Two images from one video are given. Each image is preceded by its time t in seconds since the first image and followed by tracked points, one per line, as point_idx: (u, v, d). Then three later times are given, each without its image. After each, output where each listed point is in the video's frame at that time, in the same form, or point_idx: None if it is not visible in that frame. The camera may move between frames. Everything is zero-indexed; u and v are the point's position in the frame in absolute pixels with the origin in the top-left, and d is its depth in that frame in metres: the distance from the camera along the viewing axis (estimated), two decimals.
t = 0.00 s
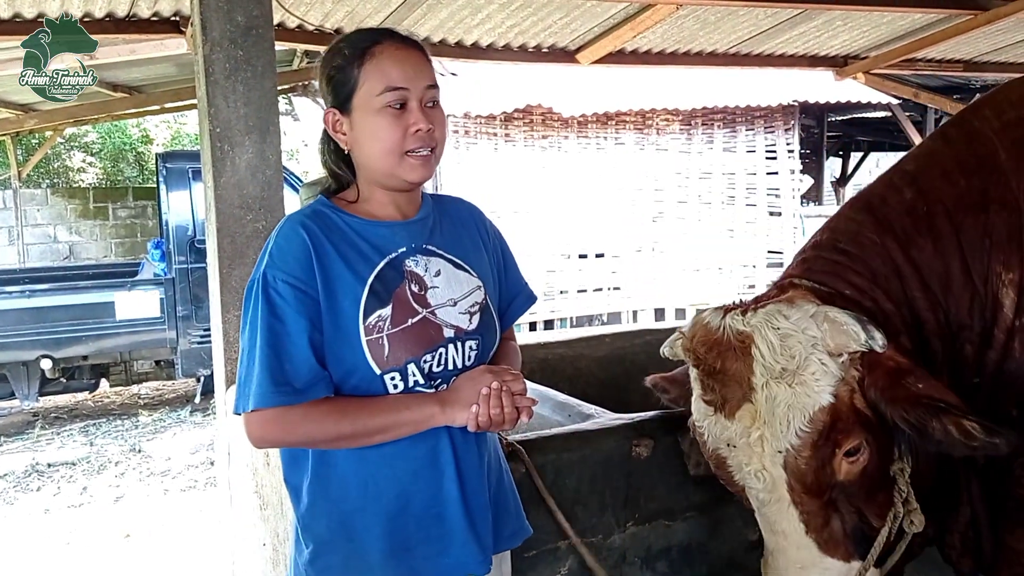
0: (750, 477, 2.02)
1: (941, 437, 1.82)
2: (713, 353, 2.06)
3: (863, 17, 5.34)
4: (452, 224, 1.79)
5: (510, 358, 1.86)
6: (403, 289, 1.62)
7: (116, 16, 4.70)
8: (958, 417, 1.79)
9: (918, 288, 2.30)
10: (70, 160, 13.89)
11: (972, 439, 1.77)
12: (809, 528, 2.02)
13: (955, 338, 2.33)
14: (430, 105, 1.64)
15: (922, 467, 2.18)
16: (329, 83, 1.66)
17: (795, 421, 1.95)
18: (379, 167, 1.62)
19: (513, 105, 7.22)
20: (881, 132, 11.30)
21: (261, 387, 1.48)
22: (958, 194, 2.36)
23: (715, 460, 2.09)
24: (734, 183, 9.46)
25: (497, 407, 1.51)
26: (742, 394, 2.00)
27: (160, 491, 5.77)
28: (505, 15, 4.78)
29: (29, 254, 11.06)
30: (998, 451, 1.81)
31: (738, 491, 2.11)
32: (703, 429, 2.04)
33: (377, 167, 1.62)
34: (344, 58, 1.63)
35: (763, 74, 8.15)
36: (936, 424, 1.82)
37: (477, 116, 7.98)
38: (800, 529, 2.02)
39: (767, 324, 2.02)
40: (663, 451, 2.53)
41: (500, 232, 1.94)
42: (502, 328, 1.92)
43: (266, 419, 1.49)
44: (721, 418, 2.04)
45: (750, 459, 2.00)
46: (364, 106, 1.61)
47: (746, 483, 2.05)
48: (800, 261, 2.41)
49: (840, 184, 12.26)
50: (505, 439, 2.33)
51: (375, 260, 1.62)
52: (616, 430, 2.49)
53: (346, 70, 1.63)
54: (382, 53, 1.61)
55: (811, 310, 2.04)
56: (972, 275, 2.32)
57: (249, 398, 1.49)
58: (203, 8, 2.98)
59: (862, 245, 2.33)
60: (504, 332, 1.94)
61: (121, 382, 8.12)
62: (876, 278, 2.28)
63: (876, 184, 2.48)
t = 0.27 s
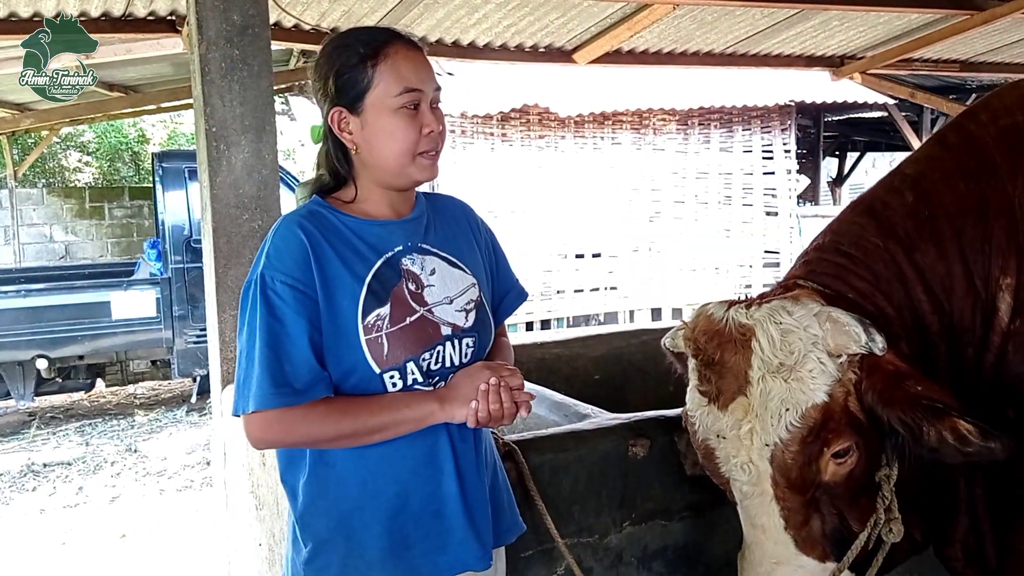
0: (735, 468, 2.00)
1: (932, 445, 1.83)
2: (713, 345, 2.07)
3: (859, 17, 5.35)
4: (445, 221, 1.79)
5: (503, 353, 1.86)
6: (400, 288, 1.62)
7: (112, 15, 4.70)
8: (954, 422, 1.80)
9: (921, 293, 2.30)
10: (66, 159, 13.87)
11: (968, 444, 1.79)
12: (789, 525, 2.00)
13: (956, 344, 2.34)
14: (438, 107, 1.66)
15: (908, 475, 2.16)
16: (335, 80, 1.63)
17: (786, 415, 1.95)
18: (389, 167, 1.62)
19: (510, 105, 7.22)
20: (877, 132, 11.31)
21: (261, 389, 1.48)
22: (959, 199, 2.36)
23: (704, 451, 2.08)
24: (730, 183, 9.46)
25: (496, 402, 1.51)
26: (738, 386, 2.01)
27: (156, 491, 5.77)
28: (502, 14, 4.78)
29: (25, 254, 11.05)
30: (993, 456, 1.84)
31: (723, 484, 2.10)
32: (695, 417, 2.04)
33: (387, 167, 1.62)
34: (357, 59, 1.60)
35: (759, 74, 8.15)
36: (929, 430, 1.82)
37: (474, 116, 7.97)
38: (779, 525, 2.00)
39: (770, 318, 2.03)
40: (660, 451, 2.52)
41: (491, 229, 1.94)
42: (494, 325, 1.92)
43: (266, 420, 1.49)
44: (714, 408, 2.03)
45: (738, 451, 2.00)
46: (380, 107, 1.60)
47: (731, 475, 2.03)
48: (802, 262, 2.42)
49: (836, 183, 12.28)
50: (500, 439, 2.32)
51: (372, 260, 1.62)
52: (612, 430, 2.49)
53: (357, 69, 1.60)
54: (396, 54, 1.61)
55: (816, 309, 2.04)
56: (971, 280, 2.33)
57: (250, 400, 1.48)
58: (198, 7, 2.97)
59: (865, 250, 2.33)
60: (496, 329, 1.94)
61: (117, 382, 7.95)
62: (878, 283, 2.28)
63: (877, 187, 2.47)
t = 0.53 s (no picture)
0: (714, 439, 2.01)
1: (912, 431, 1.86)
2: (710, 318, 2.10)
3: (858, 17, 5.34)
4: (442, 222, 1.78)
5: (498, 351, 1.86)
6: (402, 288, 1.61)
7: (109, 14, 4.69)
8: (937, 408, 1.82)
9: (921, 291, 2.30)
10: (63, 159, 13.85)
11: (949, 431, 1.81)
12: (759, 499, 2.01)
13: (953, 344, 2.33)
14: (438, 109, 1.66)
15: (888, 471, 2.19)
16: (334, 80, 1.62)
17: (770, 389, 1.96)
18: (389, 169, 1.61)
19: (508, 105, 7.21)
20: (875, 132, 11.32)
21: (265, 391, 1.46)
22: (960, 201, 2.36)
23: (687, 421, 2.09)
24: (729, 183, 9.43)
25: (499, 401, 1.52)
26: (728, 359, 2.02)
27: (154, 492, 5.76)
28: (500, 14, 4.77)
29: (22, 254, 11.03)
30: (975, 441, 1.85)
31: (701, 455, 2.10)
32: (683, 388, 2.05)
33: (387, 167, 1.61)
34: (357, 58, 1.60)
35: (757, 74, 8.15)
36: (912, 416, 1.85)
37: (472, 116, 7.96)
38: (748, 499, 2.01)
39: (765, 296, 2.05)
40: (659, 451, 2.52)
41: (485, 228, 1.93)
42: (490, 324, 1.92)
43: (270, 422, 1.47)
44: (702, 380, 2.05)
45: (719, 422, 2.00)
46: (379, 106, 1.59)
47: (708, 446, 2.04)
48: (804, 257, 2.42)
49: (834, 184, 12.28)
50: (498, 440, 2.32)
51: (374, 260, 1.61)
52: (611, 430, 2.48)
53: (356, 68, 1.59)
54: (395, 54, 1.60)
55: (810, 292, 2.06)
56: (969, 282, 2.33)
57: (253, 403, 1.47)
58: (195, 7, 2.96)
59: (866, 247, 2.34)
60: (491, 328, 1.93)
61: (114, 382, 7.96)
62: (877, 280, 2.29)
63: (879, 187, 2.47)
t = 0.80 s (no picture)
0: (695, 416, 2.06)
1: (884, 409, 1.94)
2: (693, 302, 2.13)
3: (859, 16, 5.34)
4: (444, 222, 1.78)
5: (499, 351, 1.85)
6: (404, 289, 1.61)
7: (110, 14, 4.69)
8: (903, 386, 1.92)
9: (910, 281, 2.32)
10: (63, 159, 13.84)
11: (913, 407, 1.91)
12: (739, 474, 2.04)
13: (941, 334, 2.34)
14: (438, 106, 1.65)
15: (867, 453, 2.23)
16: (337, 79, 1.61)
17: (744, 367, 2.01)
18: (393, 168, 1.61)
19: (509, 105, 7.20)
20: (875, 132, 11.31)
21: (269, 393, 1.45)
22: (954, 195, 2.37)
23: (675, 401, 2.15)
24: (730, 183, 9.38)
25: (503, 401, 1.52)
26: (710, 340, 2.07)
27: (155, 492, 5.75)
28: (501, 14, 4.77)
29: (22, 254, 11.02)
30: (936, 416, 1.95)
31: (689, 434, 2.15)
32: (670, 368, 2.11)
33: (389, 167, 1.61)
34: (359, 58, 1.59)
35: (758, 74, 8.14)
36: (882, 394, 1.93)
37: (473, 116, 7.96)
38: (727, 473, 2.04)
39: (743, 278, 2.09)
40: (661, 452, 2.51)
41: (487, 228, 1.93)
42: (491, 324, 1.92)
43: (274, 424, 1.46)
44: (688, 361, 2.10)
45: (700, 401, 2.05)
46: (381, 106, 1.58)
47: (692, 424, 2.09)
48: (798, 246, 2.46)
49: (835, 184, 12.27)
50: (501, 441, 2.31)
51: (376, 260, 1.60)
52: (613, 431, 2.48)
53: (358, 68, 1.59)
54: (398, 54, 1.60)
55: (785, 274, 2.12)
56: (959, 275, 2.34)
57: (257, 404, 1.46)
58: (196, 6, 2.96)
59: (857, 236, 2.38)
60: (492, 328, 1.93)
61: (115, 382, 7.92)
62: (866, 266, 2.32)
63: (878, 180, 2.51)
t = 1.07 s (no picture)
0: (694, 388, 2.02)
1: (882, 382, 1.95)
2: (694, 275, 2.08)
3: (860, 17, 5.33)
4: (448, 222, 1.78)
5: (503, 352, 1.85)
6: (405, 289, 1.61)
7: (110, 14, 4.68)
8: (904, 356, 1.93)
9: (916, 270, 2.27)
10: (63, 159, 13.84)
11: (915, 376, 1.91)
12: (736, 445, 2.01)
13: (942, 328, 2.30)
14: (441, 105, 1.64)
15: (864, 428, 2.20)
16: (339, 79, 1.61)
17: (743, 337, 1.97)
18: (395, 167, 1.61)
19: (509, 105, 7.20)
20: (875, 132, 11.32)
21: (268, 393, 1.45)
22: (962, 189, 2.30)
23: (671, 371, 2.10)
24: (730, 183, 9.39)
25: (504, 402, 1.50)
26: (710, 312, 2.02)
27: (156, 492, 5.76)
28: (502, 14, 4.76)
29: (22, 254, 11.02)
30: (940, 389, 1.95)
31: (685, 405, 2.11)
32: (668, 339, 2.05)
33: (394, 167, 1.61)
34: (360, 59, 1.59)
35: (758, 74, 8.14)
36: (882, 365, 1.94)
37: (474, 116, 7.96)
38: (724, 444, 2.01)
39: (744, 250, 2.04)
40: (663, 453, 2.51)
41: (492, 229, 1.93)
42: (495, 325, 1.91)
43: (273, 423, 1.47)
44: (687, 333, 2.05)
45: (698, 372, 2.01)
46: (382, 106, 1.59)
47: (689, 395, 2.05)
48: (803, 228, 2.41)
49: (835, 184, 12.26)
50: (503, 441, 2.32)
51: (378, 261, 1.60)
52: (615, 431, 2.48)
53: (360, 67, 1.59)
54: (400, 53, 1.60)
55: (787, 246, 2.07)
56: (964, 270, 2.29)
57: (256, 404, 1.46)
58: (198, 6, 2.96)
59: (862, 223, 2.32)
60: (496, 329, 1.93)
61: (116, 382, 7.95)
62: (870, 252, 2.26)
63: (889, 168, 2.45)
